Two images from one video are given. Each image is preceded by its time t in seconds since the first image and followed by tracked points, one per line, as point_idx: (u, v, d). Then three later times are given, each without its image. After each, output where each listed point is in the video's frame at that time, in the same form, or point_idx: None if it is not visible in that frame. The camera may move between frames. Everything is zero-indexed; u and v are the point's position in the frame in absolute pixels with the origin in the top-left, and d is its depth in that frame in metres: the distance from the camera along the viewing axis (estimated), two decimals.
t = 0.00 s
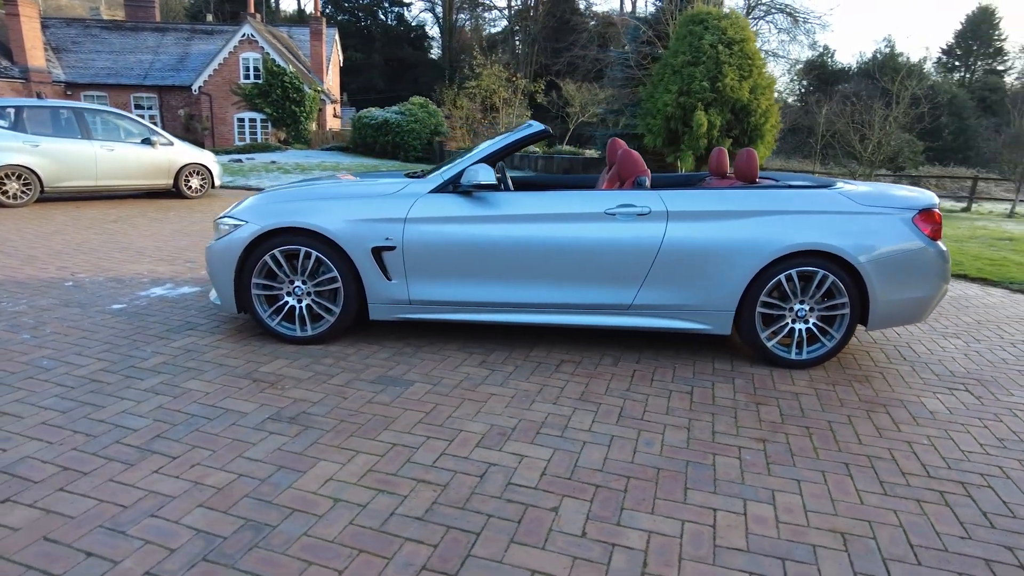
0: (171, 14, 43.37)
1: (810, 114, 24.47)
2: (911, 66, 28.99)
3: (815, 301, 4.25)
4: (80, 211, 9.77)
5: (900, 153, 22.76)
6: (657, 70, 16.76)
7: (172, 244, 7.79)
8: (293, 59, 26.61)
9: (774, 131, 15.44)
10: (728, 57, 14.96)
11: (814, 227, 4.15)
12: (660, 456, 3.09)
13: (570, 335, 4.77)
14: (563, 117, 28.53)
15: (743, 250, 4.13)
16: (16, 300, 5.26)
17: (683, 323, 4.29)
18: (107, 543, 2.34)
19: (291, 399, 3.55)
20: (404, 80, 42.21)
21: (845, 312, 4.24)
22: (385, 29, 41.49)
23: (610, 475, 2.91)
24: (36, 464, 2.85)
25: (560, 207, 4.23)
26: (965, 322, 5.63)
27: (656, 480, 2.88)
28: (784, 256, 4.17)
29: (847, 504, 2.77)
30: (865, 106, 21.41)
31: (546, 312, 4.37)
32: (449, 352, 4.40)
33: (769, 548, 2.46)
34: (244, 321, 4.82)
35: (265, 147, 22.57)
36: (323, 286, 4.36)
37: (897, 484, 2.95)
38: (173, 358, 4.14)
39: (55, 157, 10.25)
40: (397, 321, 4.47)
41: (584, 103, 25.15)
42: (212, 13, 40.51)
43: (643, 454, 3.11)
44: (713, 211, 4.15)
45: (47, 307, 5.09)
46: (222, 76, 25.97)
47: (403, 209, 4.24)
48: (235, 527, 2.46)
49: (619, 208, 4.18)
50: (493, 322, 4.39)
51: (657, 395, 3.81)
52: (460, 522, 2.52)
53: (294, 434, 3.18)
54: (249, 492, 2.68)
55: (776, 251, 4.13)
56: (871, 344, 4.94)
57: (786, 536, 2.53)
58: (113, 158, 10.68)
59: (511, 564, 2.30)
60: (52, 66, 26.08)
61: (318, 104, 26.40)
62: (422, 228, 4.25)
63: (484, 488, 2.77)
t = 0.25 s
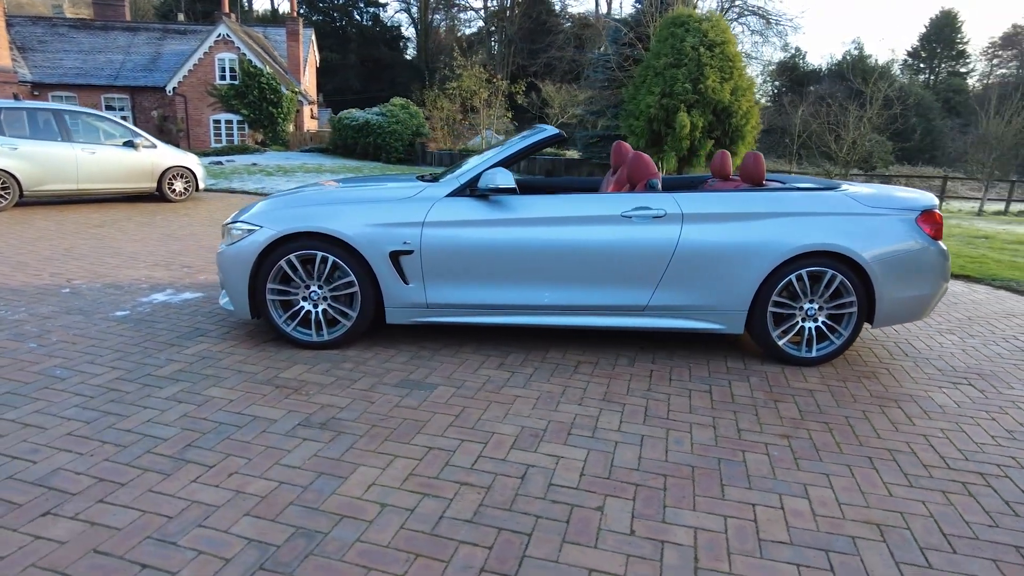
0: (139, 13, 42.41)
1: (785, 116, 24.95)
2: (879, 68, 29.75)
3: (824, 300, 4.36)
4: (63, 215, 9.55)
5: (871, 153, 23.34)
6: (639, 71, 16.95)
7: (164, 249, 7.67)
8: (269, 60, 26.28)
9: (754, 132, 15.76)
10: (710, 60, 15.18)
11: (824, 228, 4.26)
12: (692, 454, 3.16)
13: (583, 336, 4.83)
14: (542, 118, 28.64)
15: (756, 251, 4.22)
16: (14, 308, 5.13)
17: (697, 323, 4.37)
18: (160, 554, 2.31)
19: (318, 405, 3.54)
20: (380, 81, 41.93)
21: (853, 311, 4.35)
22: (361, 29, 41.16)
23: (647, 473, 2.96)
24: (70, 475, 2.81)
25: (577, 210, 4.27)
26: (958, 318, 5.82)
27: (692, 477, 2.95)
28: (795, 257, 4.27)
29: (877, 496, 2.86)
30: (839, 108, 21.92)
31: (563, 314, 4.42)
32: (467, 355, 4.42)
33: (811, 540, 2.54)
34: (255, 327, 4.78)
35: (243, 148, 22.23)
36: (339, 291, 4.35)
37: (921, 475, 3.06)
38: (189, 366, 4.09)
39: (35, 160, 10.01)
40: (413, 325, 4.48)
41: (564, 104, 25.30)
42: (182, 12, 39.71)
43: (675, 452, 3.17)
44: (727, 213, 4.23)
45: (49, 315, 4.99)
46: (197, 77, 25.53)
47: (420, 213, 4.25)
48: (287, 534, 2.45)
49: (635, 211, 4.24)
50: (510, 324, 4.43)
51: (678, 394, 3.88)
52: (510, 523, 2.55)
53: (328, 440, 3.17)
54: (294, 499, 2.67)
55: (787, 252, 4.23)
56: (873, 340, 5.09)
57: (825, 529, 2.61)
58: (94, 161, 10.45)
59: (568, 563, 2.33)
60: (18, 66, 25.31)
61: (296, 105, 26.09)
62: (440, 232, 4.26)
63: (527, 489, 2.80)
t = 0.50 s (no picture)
0: (116, 14, 41.75)
1: (767, 118, 25.35)
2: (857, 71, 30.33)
3: (837, 299, 4.44)
4: (52, 220, 9.38)
5: (852, 154, 23.79)
6: (627, 74, 17.11)
7: (163, 253, 7.57)
8: (253, 62, 26.08)
9: (741, 134, 15.99)
10: (698, 62, 15.35)
11: (836, 228, 4.35)
12: (724, 450, 3.22)
13: (599, 336, 4.87)
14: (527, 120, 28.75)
15: (771, 251, 4.30)
16: (19, 314, 5.03)
17: (713, 322, 4.43)
18: (216, 560, 2.30)
19: (348, 408, 3.53)
20: (363, 83, 41.74)
21: (864, 309, 4.44)
22: (343, 31, 40.96)
23: (684, 470, 3.01)
24: (108, 482, 2.77)
25: (595, 211, 4.32)
26: (956, 315, 5.97)
27: (728, 473, 3.00)
28: (808, 256, 4.36)
29: (908, 488, 2.94)
30: (820, 111, 22.32)
31: (581, 314, 4.46)
32: (486, 356, 4.43)
33: (852, 531, 2.60)
34: (271, 330, 4.74)
35: (228, 151, 21.98)
36: (359, 293, 4.35)
37: (947, 467, 3.15)
38: (210, 370, 4.05)
39: (21, 164, 9.82)
40: (432, 326, 4.49)
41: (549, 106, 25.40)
42: (160, 13, 39.17)
43: (707, 449, 3.23)
44: (743, 214, 4.31)
45: (56, 321, 4.90)
46: (179, 79, 25.19)
47: (441, 215, 4.27)
48: (341, 536, 2.45)
49: (654, 211, 4.30)
50: (529, 324, 4.45)
51: (701, 392, 3.95)
52: (560, 521, 2.58)
53: (364, 442, 3.16)
54: (340, 501, 2.66)
55: (801, 251, 4.31)
56: (878, 337, 5.20)
57: (863, 520, 2.68)
58: (82, 164, 10.30)
59: (623, 560, 2.37)
60: None
61: (279, 108, 25.87)
62: (460, 234, 4.28)
63: (570, 488, 2.83)
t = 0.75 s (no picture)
0: (79, 16, 40.68)
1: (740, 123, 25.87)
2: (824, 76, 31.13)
3: (841, 300, 4.57)
4: (31, 228, 9.14)
5: (822, 158, 24.41)
6: (607, 79, 17.32)
7: (152, 261, 7.43)
8: (226, 66, 25.75)
9: (719, 138, 16.29)
10: (677, 67, 15.60)
11: (839, 231, 4.48)
12: (749, 450, 3.31)
13: (608, 340, 4.93)
14: (505, 124, 28.89)
15: (778, 254, 4.41)
16: (16, 326, 4.90)
17: (722, 324, 4.52)
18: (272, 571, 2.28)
19: (374, 416, 3.53)
20: (336, 87, 41.39)
21: (866, 309, 4.57)
22: (315, 35, 40.58)
23: (714, 469, 3.09)
24: (144, 497, 2.72)
25: (608, 217, 4.38)
26: (943, 313, 6.18)
27: (757, 471, 3.09)
28: (813, 259, 4.48)
29: (928, 481, 3.05)
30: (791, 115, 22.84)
31: (593, 318, 4.52)
32: (501, 361, 4.46)
33: (883, 524, 2.70)
34: (280, 339, 4.70)
35: (202, 156, 21.62)
36: (374, 300, 4.34)
37: (961, 460, 3.27)
38: (226, 380, 4.00)
39: None
40: (446, 332, 4.51)
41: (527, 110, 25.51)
42: (126, 15, 38.34)
43: (733, 449, 3.31)
44: (751, 218, 4.43)
45: (57, 332, 4.79)
46: (150, 83, 24.72)
47: (456, 221, 4.29)
48: (392, 543, 2.46)
49: (665, 216, 4.39)
50: (542, 329, 4.49)
51: (717, 393, 4.04)
52: (604, 523, 2.62)
53: (397, 450, 3.16)
54: (384, 510, 2.66)
55: (807, 254, 4.44)
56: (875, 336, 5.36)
57: (892, 513, 2.78)
58: (60, 170, 10.06)
59: (672, 559, 2.42)
60: None
61: (253, 111, 25.37)
62: (475, 240, 4.31)
63: (608, 490, 2.88)
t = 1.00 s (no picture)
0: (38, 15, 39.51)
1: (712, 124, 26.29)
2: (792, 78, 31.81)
3: (840, 295, 4.69)
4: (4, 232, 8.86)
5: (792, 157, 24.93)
6: (585, 80, 17.42)
7: (138, 265, 7.26)
8: (196, 66, 25.33)
9: (696, 140, 16.51)
10: (654, 69, 15.80)
11: (838, 228, 4.60)
12: (768, 442, 3.38)
13: (613, 337, 4.98)
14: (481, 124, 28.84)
15: (781, 251, 4.51)
16: (7, 333, 4.76)
17: (727, 320, 4.61)
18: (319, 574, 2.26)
19: (395, 417, 3.51)
20: (307, 88, 40.88)
21: (864, 305, 4.70)
22: (285, 35, 40.04)
23: (738, 462, 3.16)
24: (174, 503, 2.66)
25: (617, 215, 4.42)
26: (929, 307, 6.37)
27: (779, 462, 3.16)
28: (814, 256, 4.59)
29: (942, 468, 3.15)
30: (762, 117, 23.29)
31: (601, 316, 4.56)
32: (512, 360, 4.47)
33: (906, 510, 2.79)
34: (286, 342, 4.64)
35: (173, 158, 21.18)
36: (384, 301, 4.32)
37: (969, 447, 3.39)
38: (237, 383, 3.93)
39: None
40: (456, 332, 4.50)
41: (503, 111, 25.65)
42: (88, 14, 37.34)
43: (752, 441, 3.38)
44: (755, 216, 4.51)
45: (51, 338, 4.65)
46: (116, 83, 24.36)
47: (466, 221, 4.29)
48: (437, 542, 2.45)
49: (672, 215, 4.45)
50: (551, 328, 4.52)
51: (728, 387, 4.11)
52: (641, 517, 2.66)
53: (423, 450, 3.15)
54: (421, 510, 2.65)
55: (808, 251, 4.54)
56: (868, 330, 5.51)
57: (913, 499, 2.88)
58: (31, 173, 9.75)
59: (712, 549, 2.47)
60: None
61: (225, 113, 24.82)
62: (486, 240, 4.32)
63: (639, 484, 2.91)
